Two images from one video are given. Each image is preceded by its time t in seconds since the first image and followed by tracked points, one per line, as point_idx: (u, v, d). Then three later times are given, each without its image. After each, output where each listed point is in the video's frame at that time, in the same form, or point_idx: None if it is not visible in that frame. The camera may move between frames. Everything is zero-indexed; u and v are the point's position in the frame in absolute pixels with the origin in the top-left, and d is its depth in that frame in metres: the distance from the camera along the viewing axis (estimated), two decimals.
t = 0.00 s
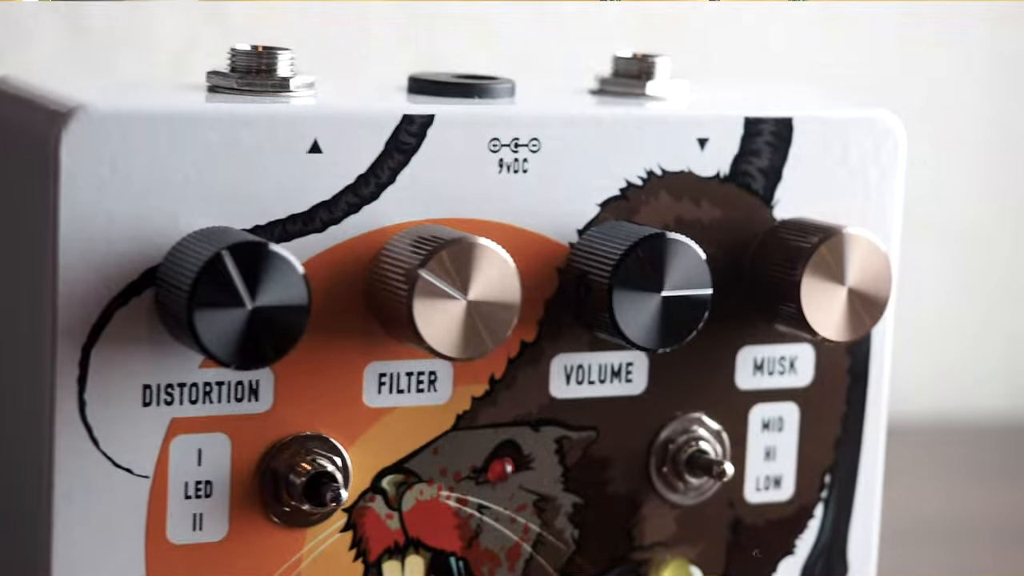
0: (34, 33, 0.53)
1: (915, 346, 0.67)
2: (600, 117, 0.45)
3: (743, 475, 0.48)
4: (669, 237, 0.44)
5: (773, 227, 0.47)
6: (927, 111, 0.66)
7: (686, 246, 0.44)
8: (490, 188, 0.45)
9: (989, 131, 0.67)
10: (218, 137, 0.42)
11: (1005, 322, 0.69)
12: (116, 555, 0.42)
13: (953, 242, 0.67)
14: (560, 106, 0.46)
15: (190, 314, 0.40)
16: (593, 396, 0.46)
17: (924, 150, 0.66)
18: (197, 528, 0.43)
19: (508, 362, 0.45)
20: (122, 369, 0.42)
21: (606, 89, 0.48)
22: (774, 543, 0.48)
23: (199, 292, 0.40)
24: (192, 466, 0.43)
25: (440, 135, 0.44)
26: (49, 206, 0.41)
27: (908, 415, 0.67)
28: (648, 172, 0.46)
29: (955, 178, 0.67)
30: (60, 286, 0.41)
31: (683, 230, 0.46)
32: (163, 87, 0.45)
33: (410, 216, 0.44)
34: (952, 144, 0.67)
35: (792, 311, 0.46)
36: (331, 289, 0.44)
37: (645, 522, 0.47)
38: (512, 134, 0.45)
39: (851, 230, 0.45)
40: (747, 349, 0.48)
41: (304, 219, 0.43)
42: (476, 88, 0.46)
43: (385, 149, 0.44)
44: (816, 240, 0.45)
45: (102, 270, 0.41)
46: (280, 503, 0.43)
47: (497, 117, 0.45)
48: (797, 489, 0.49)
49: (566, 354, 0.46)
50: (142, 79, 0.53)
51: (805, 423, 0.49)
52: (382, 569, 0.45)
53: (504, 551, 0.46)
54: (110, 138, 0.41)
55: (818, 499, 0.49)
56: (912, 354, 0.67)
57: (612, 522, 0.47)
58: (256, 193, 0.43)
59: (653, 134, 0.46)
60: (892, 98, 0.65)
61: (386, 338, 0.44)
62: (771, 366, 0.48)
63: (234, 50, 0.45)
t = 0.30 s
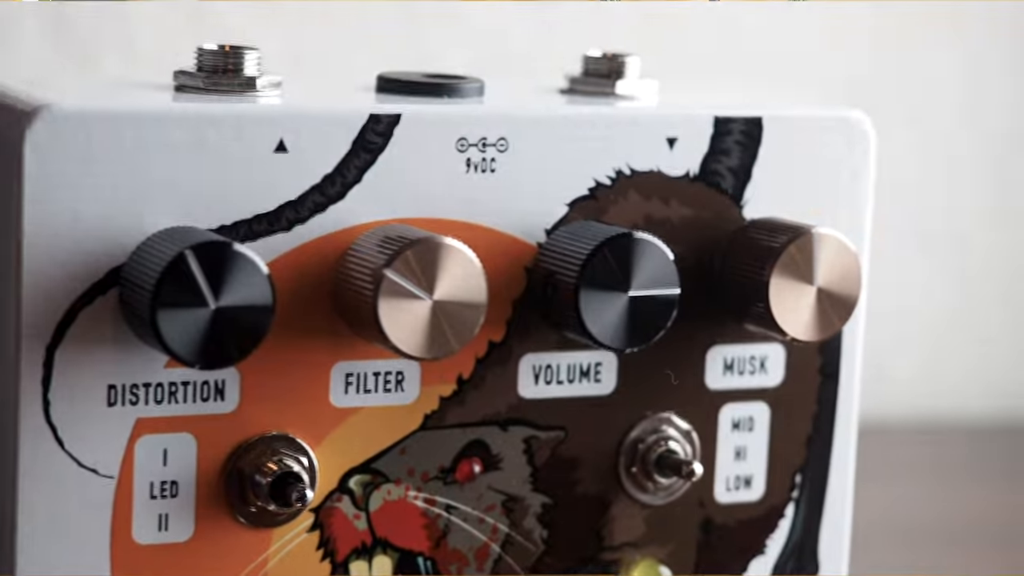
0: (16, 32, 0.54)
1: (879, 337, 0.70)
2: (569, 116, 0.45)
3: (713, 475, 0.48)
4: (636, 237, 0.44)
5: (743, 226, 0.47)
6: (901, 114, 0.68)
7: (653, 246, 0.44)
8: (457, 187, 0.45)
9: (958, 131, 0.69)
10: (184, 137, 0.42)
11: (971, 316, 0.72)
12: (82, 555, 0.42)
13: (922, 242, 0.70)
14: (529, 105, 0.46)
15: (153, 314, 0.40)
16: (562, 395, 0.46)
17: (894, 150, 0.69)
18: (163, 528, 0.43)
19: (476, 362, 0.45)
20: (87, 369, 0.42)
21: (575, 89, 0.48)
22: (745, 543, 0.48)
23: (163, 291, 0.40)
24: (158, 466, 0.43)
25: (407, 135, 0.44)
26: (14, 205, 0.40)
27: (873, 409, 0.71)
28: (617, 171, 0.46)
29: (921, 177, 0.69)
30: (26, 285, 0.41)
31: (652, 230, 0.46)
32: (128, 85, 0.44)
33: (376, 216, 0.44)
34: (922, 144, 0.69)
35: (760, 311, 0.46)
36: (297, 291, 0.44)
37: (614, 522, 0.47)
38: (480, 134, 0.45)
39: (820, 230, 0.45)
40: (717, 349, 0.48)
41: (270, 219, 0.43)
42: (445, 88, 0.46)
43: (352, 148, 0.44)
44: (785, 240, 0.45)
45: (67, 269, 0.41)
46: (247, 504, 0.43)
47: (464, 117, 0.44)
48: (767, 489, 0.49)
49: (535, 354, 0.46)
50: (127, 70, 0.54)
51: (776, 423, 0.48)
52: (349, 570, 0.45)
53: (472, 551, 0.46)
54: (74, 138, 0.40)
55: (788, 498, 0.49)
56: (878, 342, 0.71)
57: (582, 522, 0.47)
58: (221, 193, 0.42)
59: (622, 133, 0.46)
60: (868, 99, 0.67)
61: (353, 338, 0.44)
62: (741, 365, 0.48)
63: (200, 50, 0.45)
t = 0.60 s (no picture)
0: None
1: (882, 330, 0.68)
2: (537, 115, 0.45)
3: (681, 474, 0.48)
4: (602, 236, 0.43)
5: (711, 225, 0.47)
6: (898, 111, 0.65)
7: (619, 246, 0.44)
8: (423, 186, 0.45)
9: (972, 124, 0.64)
10: (148, 136, 0.41)
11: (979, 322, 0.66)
12: (46, 555, 0.42)
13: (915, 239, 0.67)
14: (495, 104, 0.46)
15: (114, 313, 0.40)
16: (529, 394, 0.46)
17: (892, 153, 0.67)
18: (127, 527, 0.43)
19: (442, 361, 0.45)
20: (50, 369, 0.41)
21: (543, 87, 0.48)
22: (713, 543, 0.48)
23: (124, 290, 0.40)
24: (122, 465, 0.42)
25: (372, 134, 0.44)
26: None
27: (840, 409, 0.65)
28: (584, 170, 0.46)
29: (936, 179, 0.64)
30: None
31: (619, 228, 0.46)
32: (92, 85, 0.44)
33: (342, 215, 0.44)
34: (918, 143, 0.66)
35: (728, 310, 0.46)
36: (261, 289, 0.43)
37: (582, 521, 0.47)
38: (445, 132, 0.44)
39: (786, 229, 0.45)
40: (686, 348, 0.48)
41: (235, 218, 0.43)
42: (411, 86, 0.46)
43: (317, 147, 0.43)
44: (751, 239, 0.45)
45: (29, 268, 0.41)
46: (212, 504, 0.43)
47: (430, 115, 0.44)
48: (736, 488, 0.49)
49: (501, 353, 0.46)
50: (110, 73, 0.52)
51: (745, 422, 0.48)
52: (315, 569, 0.45)
53: (439, 551, 0.46)
54: (36, 137, 0.40)
55: (758, 498, 0.49)
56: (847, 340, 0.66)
57: (549, 521, 0.47)
58: (185, 192, 0.42)
59: (590, 132, 0.46)
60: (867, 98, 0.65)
61: (319, 337, 0.44)
62: (710, 364, 0.48)
63: (165, 49, 0.45)
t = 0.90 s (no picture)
0: None
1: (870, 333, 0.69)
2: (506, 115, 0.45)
3: (653, 474, 0.48)
4: (571, 236, 0.43)
5: (681, 225, 0.47)
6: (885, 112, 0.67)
7: (587, 246, 0.44)
8: (391, 186, 0.44)
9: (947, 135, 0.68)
10: (114, 135, 0.41)
11: (954, 324, 0.71)
12: (11, 556, 0.42)
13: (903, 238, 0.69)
14: (465, 103, 0.45)
15: (77, 312, 0.39)
16: (498, 395, 0.46)
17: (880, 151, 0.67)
18: (93, 527, 0.43)
19: (411, 361, 0.45)
20: (16, 368, 0.41)
21: (514, 87, 0.48)
22: (685, 542, 0.48)
23: (88, 289, 0.39)
24: (88, 466, 0.42)
25: (340, 134, 0.44)
26: None
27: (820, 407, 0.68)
28: (554, 170, 0.46)
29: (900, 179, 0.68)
30: None
31: (589, 228, 0.46)
32: (61, 85, 0.44)
33: (309, 215, 0.44)
34: (906, 143, 0.68)
35: (698, 311, 0.45)
36: (226, 289, 0.43)
37: (553, 521, 0.47)
38: (413, 132, 0.44)
39: (756, 228, 0.45)
40: (657, 348, 0.48)
41: (201, 218, 0.43)
42: (380, 86, 0.45)
43: (284, 147, 0.43)
44: (721, 238, 0.45)
45: None
46: (179, 504, 0.43)
47: (398, 115, 0.44)
48: (707, 488, 0.49)
49: (471, 353, 0.46)
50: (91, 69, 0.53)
51: (716, 422, 0.49)
52: (283, 570, 0.44)
53: (409, 551, 0.46)
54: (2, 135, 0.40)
55: (730, 498, 0.49)
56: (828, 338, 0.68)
57: (519, 521, 0.47)
58: (152, 192, 0.42)
59: (559, 132, 0.46)
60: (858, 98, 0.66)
61: (285, 337, 0.44)
62: (681, 365, 0.48)
63: (132, 48, 0.44)
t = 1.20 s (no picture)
0: None
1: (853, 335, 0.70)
2: (478, 115, 0.45)
3: (626, 475, 0.48)
4: (541, 237, 0.43)
5: (654, 225, 0.47)
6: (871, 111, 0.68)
7: (557, 246, 0.43)
8: (361, 187, 0.44)
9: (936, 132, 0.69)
10: (81, 135, 0.41)
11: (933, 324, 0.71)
12: None
13: (887, 237, 0.69)
14: (436, 103, 0.45)
15: (43, 312, 0.39)
16: (470, 395, 0.46)
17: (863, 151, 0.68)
18: (62, 529, 0.42)
19: (382, 363, 0.45)
20: None
21: (487, 87, 0.48)
22: (659, 542, 0.49)
23: (54, 290, 0.39)
24: (57, 466, 0.42)
25: (310, 134, 0.43)
26: None
27: (794, 408, 0.69)
28: (525, 170, 0.46)
29: (882, 178, 0.69)
30: None
31: (561, 228, 0.46)
32: (30, 86, 0.44)
33: (279, 216, 0.44)
34: (892, 144, 0.68)
35: (670, 312, 0.45)
36: (194, 289, 0.43)
37: (525, 522, 0.47)
38: (384, 132, 0.44)
39: (728, 229, 0.45)
40: (629, 349, 0.48)
41: (170, 218, 0.42)
42: (350, 86, 0.45)
43: (254, 147, 0.43)
44: (693, 239, 0.45)
45: None
46: (148, 504, 0.43)
47: (368, 116, 0.44)
48: (681, 489, 0.49)
49: (442, 354, 0.46)
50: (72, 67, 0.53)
51: (689, 423, 0.49)
52: (254, 571, 0.44)
53: (380, 552, 0.45)
54: None
55: (703, 499, 0.49)
56: (809, 339, 0.69)
57: (491, 522, 0.47)
58: (120, 192, 0.42)
59: (531, 132, 0.46)
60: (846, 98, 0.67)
61: (254, 338, 0.44)
62: (654, 365, 0.48)
63: (102, 48, 0.44)
